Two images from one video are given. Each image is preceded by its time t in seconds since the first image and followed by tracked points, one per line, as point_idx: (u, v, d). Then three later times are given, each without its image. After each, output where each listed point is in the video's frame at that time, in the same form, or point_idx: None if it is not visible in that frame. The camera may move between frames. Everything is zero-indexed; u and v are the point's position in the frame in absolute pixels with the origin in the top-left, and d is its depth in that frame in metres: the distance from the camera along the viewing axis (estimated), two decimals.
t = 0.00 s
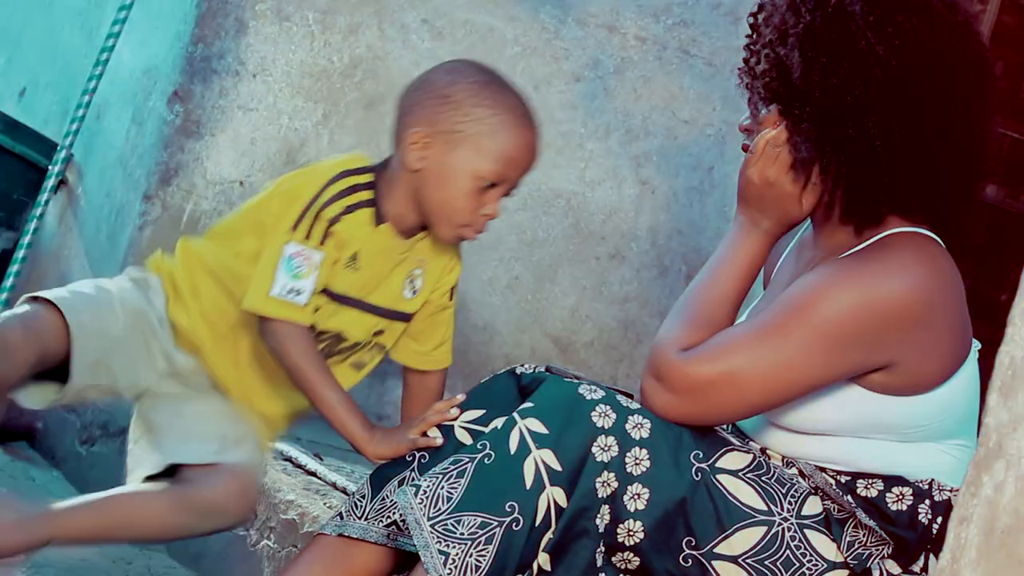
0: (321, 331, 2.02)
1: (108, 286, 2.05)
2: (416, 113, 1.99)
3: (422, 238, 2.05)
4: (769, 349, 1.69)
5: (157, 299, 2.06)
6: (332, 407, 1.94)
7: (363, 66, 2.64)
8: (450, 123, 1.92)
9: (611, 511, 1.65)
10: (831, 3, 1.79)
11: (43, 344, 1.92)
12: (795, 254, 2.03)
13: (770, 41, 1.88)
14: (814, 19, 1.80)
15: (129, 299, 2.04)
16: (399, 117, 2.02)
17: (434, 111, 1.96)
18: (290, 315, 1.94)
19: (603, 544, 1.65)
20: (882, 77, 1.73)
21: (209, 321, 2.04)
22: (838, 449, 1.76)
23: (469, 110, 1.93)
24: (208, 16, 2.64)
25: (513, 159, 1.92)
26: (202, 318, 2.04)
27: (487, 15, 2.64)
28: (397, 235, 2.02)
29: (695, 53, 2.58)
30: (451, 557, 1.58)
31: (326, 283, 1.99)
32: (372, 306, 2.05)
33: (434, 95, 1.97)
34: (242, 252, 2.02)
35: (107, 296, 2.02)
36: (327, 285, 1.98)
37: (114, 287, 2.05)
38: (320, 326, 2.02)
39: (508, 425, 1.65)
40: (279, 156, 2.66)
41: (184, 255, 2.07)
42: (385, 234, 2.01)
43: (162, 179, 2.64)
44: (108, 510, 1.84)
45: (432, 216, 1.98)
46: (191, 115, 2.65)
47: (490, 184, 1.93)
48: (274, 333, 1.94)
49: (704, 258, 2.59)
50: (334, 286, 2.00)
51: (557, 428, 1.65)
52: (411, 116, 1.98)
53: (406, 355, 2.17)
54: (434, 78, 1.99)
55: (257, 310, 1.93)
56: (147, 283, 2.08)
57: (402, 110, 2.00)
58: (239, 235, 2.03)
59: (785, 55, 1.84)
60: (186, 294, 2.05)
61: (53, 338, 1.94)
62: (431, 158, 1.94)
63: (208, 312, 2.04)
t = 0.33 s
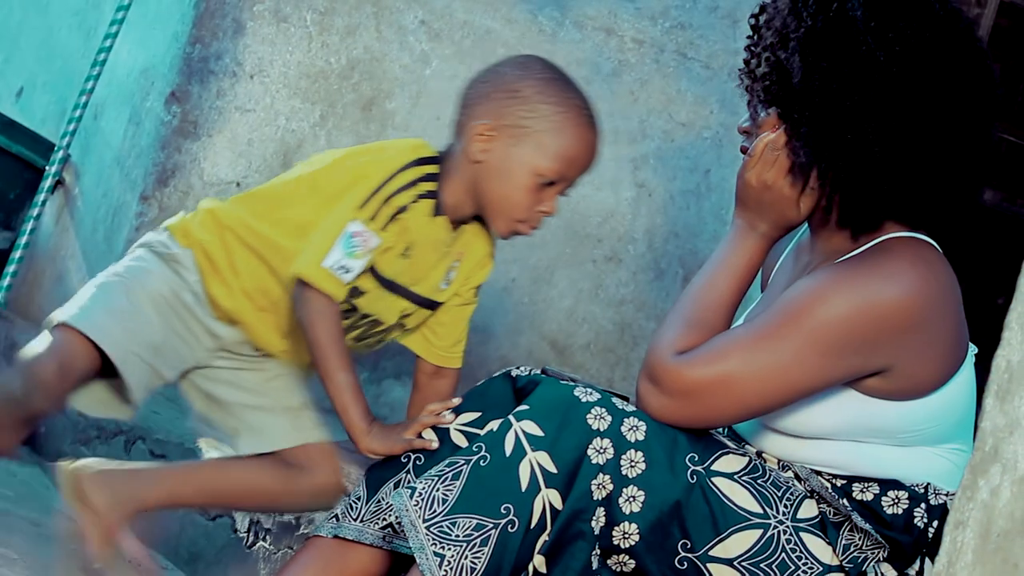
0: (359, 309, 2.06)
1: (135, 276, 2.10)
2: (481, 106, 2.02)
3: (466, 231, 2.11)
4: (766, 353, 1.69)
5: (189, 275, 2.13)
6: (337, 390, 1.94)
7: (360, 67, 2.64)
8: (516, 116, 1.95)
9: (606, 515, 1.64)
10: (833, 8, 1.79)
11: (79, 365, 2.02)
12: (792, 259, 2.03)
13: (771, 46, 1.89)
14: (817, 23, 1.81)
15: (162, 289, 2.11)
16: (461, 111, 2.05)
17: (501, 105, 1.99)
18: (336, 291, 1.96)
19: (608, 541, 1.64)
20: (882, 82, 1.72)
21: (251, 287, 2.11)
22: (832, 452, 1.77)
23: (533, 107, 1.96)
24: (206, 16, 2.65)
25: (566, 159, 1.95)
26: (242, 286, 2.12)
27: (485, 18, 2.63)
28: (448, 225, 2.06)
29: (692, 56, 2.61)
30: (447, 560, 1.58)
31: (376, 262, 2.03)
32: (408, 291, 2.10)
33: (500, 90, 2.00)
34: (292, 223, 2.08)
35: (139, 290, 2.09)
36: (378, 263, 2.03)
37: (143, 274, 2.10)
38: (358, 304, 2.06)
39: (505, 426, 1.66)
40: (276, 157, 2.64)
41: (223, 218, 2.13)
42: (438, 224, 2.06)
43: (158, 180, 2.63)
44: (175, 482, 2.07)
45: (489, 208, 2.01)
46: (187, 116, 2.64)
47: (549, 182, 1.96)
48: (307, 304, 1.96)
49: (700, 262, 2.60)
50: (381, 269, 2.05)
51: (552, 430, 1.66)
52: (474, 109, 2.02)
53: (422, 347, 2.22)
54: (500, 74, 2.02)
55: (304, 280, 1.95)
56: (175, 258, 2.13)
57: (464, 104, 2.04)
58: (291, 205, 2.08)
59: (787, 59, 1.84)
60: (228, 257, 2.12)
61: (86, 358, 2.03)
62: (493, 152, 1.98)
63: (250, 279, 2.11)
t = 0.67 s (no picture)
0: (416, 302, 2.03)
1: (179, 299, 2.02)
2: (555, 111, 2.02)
3: (519, 237, 2.10)
4: (761, 358, 1.68)
5: (240, 286, 2.07)
6: (354, 372, 1.90)
7: (357, 71, 2.63)
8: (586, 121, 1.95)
9: (602, 518, 1.65)
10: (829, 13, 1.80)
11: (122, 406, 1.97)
12: (790, 264, 2.02)
13: (768, 51, 1.91)
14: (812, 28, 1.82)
15: (211, 311, 2.04)
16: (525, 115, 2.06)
17: (575, 109, 1.99)
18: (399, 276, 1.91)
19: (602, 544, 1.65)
20: (876, 87, 1.72)
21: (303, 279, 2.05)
22: (826, 457, 1.76)
23: (602, 113, 1.97)
24: (203, 19, 2.60)
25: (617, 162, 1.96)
26: (293, 281, 2.06)
27: (481, 21, 2.61)
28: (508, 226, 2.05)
29: (689, 60, 2.58)
30: (443, 563, 1.57)
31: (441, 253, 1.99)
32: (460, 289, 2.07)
33: (572, 95, 2.01)
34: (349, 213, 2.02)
35: (188, 316, 2.02)
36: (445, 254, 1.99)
37: (190, 296, 2.03)
38: (414, 295, 2.03)
39: (500, 430, 1.65)
40: (273, 161, 2.63)
41: (275, 207, 2.08)
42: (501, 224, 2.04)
43: (155, 183, 2.59)
44: (182, 502, 2.03)
45: (551, 211, 2.00)
46: (184, 118, 2.60)
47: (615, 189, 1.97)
48: (364, 284, 1.90)
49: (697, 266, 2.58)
50: (443, 264, 2.01)
51: (548, 434, 1.65)
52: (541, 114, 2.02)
53: (446, 348, 2.18)
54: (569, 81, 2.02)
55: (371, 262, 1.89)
56: (225, 268, 2.06)
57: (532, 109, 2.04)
58: (351, 193, 2.03)
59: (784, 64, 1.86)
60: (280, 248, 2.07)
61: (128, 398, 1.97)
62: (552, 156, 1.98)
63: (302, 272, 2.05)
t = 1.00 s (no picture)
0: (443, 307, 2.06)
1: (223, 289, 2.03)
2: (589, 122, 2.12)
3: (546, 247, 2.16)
4: (760, 362, 1.67)
5: (278, 280, 2.09)
6: (358, 367, 1.92)
7: (353, 75, 2.62)
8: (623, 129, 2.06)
9: (598, 524, 1.64)
10: (826, 18, 1.80)
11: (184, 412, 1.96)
12: (789, 267, 2.01)
13: (764, 55, 1.90)
14: (809, 33, 1.81)
15: (254, 303, 2.06)
16: (556, 125, 2.16)
17: (608, 119, 2.09)
18: (427, 283, 1.94)
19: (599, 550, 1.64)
20: (873, 92, 1.72)
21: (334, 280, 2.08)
22: (822, 462, 1.74)
23: (637, 123, 2.08)
24: (199, 23, 2.59)
25: (644, 165, 2.06)
26: (324, 281, 2.09)
27: (477, 26, 2.60)
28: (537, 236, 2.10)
29: (685, 65, 2.57)
30: (439, 568, 1.57)
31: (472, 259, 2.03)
32: (486, 297, 2.12)
33: (607, 103, 2.11)
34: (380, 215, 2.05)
35: (234, 307, 2.03)
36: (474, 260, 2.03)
37: (235, 288, 2.05)
38: (440, 301, 2.07)
39: (497, 435, 1.65)
40: (269, 164, 2.64)
41: (311, 207, 2.11)
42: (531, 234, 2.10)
43: (151, 186, 2.60)
44: (173, 507, 1.96)
45: (586, 219, 2.09)
46: (180, 122, 2.60)
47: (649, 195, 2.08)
48: (387, 284, 1.92)
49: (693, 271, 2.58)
50: (471, 271, 2.05)
51: (545, 439, 1.65)
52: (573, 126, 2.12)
53: (462, 351, 2.25)
54: (602, 91, 2.13)
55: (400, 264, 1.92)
56: (267, 263, 2.09)
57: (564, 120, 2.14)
58: (383, 196, 2.05)
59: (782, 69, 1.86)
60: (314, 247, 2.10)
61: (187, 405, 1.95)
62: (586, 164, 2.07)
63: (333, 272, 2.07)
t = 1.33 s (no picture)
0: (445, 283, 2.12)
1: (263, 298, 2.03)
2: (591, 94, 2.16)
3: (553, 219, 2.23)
4: (756, 366, 1.65)
5: (301, 279, 2.09)
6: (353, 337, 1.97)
7: (349, 79, 2.62)
8: (625, 102, 2.10)
9: (593, 527, 1.60)
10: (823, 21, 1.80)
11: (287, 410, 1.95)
12: (789, 271, 1.98)
13: (761, 58, 1.90)
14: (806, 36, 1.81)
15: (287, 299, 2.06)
16: (559, 98, 2.21)
17: (611, 91, 2.13)
18: (412, 250, 2.00)
19: (593, 553, 1.59)
20: (868, 95, 1.70)
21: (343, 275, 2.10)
22: (816, 466, 1.71)
23: (638, 93, 2.12)
24: (196, 26, 2.56)
25: (645, 136, 2.10)
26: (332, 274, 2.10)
27: (474, 30, 2.56)
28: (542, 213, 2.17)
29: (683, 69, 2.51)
30: (434, 571, 1.55)
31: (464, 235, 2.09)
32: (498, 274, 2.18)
33: (609, 76, 2.15)
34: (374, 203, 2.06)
35: (270, 302, 2.03)
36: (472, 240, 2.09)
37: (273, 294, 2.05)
38: (447, 285, 2.13)
39: (492, 438, 1.63)
40: (265, 168, 2.63)
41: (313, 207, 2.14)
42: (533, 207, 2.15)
43: (147, 190, 2.54)
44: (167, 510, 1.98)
45: (587, 190, 2.14)
46: (176, 126, 2.55)
47: (652, 166, 2.11)
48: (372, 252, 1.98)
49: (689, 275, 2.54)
50: (466, 245, 2.11)
51: (540, 442, 1.64)
52: (578, 101, 2.16)
53: (488, 331, 2.27)
54: (603, 63, 2.17)
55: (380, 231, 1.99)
56: (285, 262, 2.09)
57: (568, 95, 2.19)
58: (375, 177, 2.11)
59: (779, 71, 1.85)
60: (322, 247, 2.12)
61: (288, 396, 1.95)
62: (586, 140, 2.12)
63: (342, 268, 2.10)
